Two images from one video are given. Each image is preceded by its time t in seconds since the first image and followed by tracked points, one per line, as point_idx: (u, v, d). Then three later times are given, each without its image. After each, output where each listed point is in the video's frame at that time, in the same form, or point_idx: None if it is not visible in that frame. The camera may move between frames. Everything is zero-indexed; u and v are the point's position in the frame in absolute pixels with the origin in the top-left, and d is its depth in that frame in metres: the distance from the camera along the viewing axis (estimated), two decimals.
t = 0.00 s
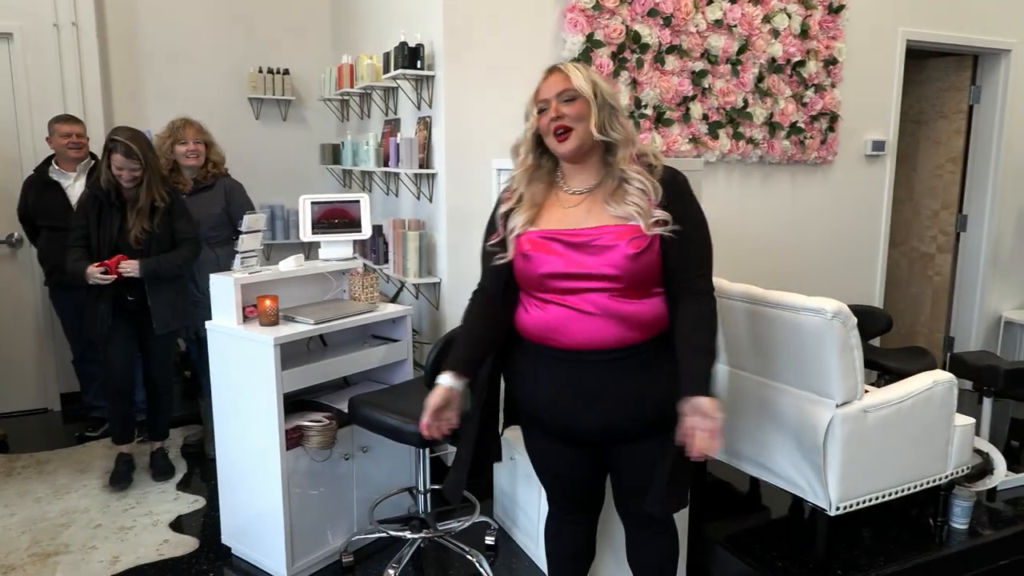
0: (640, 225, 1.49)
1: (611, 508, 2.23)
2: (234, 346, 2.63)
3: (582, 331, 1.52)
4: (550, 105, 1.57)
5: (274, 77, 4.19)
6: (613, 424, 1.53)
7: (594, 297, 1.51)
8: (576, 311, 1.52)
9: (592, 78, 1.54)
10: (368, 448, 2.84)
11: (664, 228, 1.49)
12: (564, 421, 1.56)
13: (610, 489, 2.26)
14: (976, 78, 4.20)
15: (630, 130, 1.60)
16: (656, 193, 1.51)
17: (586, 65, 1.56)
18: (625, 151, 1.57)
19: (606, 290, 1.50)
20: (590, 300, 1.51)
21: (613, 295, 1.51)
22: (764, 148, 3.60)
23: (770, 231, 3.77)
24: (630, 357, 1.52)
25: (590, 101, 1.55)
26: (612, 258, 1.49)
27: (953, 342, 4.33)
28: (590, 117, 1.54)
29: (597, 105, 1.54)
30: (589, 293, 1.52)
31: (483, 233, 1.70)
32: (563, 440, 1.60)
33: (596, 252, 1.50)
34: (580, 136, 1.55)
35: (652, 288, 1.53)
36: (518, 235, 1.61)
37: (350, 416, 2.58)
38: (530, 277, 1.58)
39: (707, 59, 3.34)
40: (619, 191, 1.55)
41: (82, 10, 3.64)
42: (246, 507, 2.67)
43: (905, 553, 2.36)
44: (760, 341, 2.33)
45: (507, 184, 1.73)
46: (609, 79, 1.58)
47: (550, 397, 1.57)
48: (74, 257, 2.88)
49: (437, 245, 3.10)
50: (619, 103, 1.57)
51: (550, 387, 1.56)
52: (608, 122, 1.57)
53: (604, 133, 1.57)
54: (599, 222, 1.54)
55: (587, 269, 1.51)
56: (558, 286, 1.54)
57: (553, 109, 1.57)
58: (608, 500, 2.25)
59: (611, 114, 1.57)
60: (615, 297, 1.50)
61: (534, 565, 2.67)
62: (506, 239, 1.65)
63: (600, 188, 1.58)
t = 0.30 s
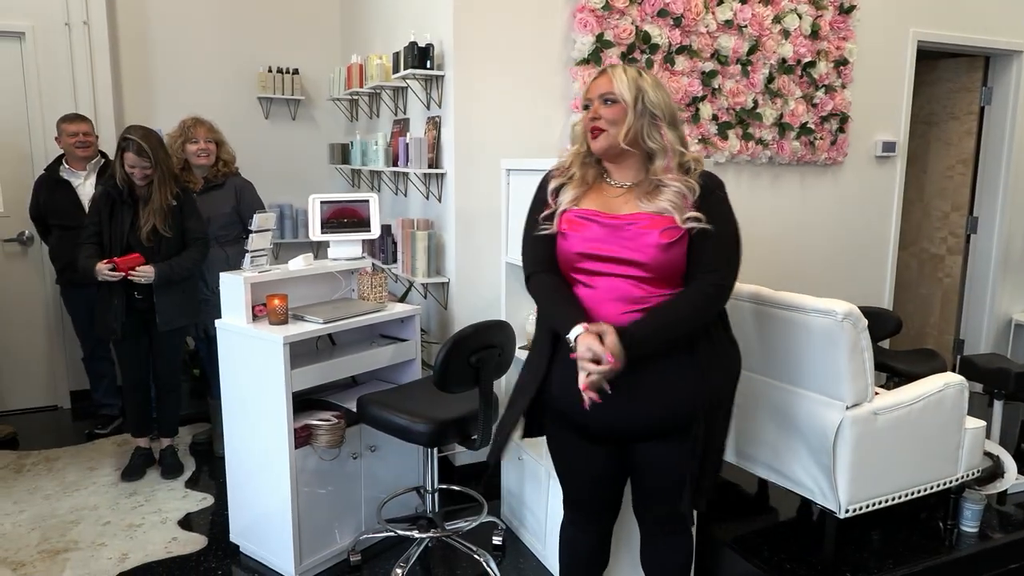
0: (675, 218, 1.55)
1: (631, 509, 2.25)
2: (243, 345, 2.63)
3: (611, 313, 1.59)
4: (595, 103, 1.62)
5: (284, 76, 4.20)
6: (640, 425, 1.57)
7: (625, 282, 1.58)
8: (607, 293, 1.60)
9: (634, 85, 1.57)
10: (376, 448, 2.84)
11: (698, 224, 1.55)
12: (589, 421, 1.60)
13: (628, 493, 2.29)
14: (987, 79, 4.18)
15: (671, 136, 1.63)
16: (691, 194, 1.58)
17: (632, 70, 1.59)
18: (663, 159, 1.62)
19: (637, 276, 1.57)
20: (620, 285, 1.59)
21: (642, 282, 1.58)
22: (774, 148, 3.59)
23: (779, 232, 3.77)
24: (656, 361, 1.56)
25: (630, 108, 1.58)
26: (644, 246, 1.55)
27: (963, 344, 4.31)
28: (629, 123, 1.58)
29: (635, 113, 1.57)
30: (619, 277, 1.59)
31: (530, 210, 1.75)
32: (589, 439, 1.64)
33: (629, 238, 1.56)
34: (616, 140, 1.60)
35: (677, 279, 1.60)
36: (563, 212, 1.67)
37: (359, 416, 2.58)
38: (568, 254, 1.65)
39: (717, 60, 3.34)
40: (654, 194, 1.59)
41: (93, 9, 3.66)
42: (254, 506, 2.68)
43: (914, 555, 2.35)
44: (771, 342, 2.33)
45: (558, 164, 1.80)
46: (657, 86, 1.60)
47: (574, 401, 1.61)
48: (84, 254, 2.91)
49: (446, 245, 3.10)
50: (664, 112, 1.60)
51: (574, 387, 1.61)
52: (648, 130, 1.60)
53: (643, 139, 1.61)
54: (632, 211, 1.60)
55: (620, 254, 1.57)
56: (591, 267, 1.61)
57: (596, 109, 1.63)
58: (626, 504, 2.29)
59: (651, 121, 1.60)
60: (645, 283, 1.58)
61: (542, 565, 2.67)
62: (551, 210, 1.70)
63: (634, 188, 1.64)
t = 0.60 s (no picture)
0: (689, 220, 1.60)
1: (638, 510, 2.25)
2: (239, 345, 2.63)
3: (622, 310, 1.67)
4: (614, 104, 1.70)
5: (281, 76, 4.19)
6: (649, 425, 1.64)
7: (634, 280, 1.66)
8: (619, 292, 1.67)
9: (651, 87, 1.63)
10: (373, 448, 2.84)
11: (713, 225, 1.60)
12: (602, 419, 1.69)
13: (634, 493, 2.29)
14: (984, 78, 4.19)
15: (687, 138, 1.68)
16: (706, 195, 1.62)
17: (650, 72, 1.65)
18: (678, 162, 1.67)
19: (647, 275, 1.64)
20: (630, 281, 1.66)
21: (652, 280, 1.64)
22: (771, 148, 3.59)
23: (776, 232, 3.77)
24: (668, 367, 1.63)
25: (646, 109, 1.65)
26: (654, 247, 1.61)
27: (960, 343, 4.32)
28: (644, 125, 1.65)
29: (651, 115, 1.64)
30: (630, 274, 1.66)
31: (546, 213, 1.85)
32: (603, 437, 1.72)
33: (639, 240, 1.63)
34: (631, 141, 1.67)
35: (688, 280, 1.65)
36: (577, 212, 1.76)
37: (356, 415, 2.58)
38: (582, 254, 1.73)
39: (714, 59, 3.34)
40: (668, 195, 1.64)
41: (90, 9, 3.65)
42: (251, 506, 2.68)
43: (911, 553, 2.35)
44: (768, 340, 2.33)
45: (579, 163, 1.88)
46: (675, 89, 1.66)
47: (588, 401, 1.69)
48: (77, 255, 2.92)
49: (443, 245, 3.10)
50: (680, 115, 1.66)
51: (588, 386, 1.70)
52: (663, 132, 1.66)
53: (658, 141, 1.67)
54: (644, 211, 1.66)
55: (630, 251, 1.64)
56: (604, 263, 1.69)
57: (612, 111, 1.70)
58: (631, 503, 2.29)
59: (667, 122, 1.66)
60: (655, 282, 1.64)
61: (539, 565, 2.67)
62: (567, 211, 1.80)
63: (650, 189, 1.70)
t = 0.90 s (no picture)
0: (693, 223, 1.60)
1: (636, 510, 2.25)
2: (235, 348, 2.63)
3: (623, 309, 1.68)
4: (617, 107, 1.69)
5: (276, 78, 4.19)
6: (650, 426, 1.64)
7: (635, 281, 1.66)
8: (620, 291, 1.68)
9: (647, 94, 1.61)
10: (369, 449, 2.84)
11: (718, 230, 1.59)
12: (602, 421, 1.69)
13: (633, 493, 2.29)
14: (978, 78, 4.20)
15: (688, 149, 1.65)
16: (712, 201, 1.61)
17: (651, 79, 1.62)
18: (673, 172, 1.64)
19: (648, 276, 1.65)
20: (631, 280, 1.66)
21: (653, 281, 1.65)
22: (765, 148, 3.60)
23: (772, 232, 3.77)
24: (667, 369, 1.63)
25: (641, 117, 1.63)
26: (655, 248, 1.61)
27: (955, 342, 4.33)
28: (635, 132, 1.64)
29: (641, 125, 1.63)
30: (631, 274, 1.67)
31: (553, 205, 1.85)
32: (603, 439, 1.72)
33: (641, 240, 1.63)
34: (625, 146, 1.67)
35: (689, 282, 1.66)
36: (582, 208, 1.78)
37: (352, 417, 2.58)
38: (585, 250, 1.74)
39: (708, 60, 3.34)
40: (666, 201, 1.63)
41: (84, 12, 3.65)
42: (247, 508, 2.68)
43: (905, 553, 2.36)
44: (763, 340, 2.34)
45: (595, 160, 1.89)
46: (675, 96, 1.62)
47: (586, 402, 1.70)
48: (74, 265, 2.88)
49: (439, 246, 3.11)
50: (677, 124, 1.62)
51: (587, 387, 1.70)
52: (658, 140, 1.64)
53: (652, 149, 1.65)
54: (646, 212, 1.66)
55: (630, 251, 1.65)
56: (605, 262, 1.70)
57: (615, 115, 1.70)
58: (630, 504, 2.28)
59: (664, 132, 1.64)
60: (656, 283, 1.65)
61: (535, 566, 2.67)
62: (575, 203, 1.82)
63: (648, 194, 1.68)
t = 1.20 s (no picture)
0: (681, 225, 1.60)
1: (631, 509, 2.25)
2: (232, 350, 2.63)
3: (610, 309, 1.69)
4: (610, 111, 1.70)
5: (273, 81, 4.20)
6: (635, 426, 1.65)
7: (623, 281, 1.66)
8: (608, 290, 1.69)
9: (643, 94, 1.62)
10: (366, 452, 2.84)
11: (706, 232, 1.59)
12: (590, 419, 1.71)
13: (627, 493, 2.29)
14: (973, 81, 4.21)
15: (685, 145, 1.66)
16: (704, 204, 1.61)
17: (643, 79, 1.63)
18: (674, 169, 1.66)
19: (635, 276, 1.65)
20: (619, 281, 1.67)
21: (640, 281, 1.65)
22: (762, 150, 3.60)
23: (768, 234, 3.78)
24: (659, 370, 1.64)
25: (639, 117, 1.64)
26: (643, 248, 1.62)
27: (952, 344, 4.33)
28: (635, 134, 1.65)
29: (642, 124, 1.63)
30: (619, 275, 1.67)
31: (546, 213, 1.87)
32: (592, 439, 1.74)
33: (629, 240, 1.64)
34: (626, 149, 1.68)
35: (677, 283, 1.65)
36: (576, 210, 1.79)
37: (349, 419, 2.58)
38: (574, 251, 1.75)
39: (704, 62, 3.35)
40: (660, 203, 1.64)
41: (81, 15, 3.65)
42: (245, 511, 2.68)
43: (903, 554, 2.36)
44: (760, 342, 2.35)
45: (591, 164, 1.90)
46: (668, 94, 1.63)
47: (578, 403, 1.72)
48: (73, 267, 2.89)
49: (436, 248, 3.11)
50: (674, 121, 1.63)
51: (578, 386, 1.73)
52: (657, 138, 1.66)
53: (652, 148, 1.67)
54: (637, 213, 1.67)
55: (618, 251, 1.66)
56: (595, 263, 1.71)
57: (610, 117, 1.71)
58: (625, 505, 2.29)
59: (662, 130, 1.65)
60: (642, 284, 1.64)
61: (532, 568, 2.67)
62: (569, 207, 1.84)
63: (646, 194, 1.69)
